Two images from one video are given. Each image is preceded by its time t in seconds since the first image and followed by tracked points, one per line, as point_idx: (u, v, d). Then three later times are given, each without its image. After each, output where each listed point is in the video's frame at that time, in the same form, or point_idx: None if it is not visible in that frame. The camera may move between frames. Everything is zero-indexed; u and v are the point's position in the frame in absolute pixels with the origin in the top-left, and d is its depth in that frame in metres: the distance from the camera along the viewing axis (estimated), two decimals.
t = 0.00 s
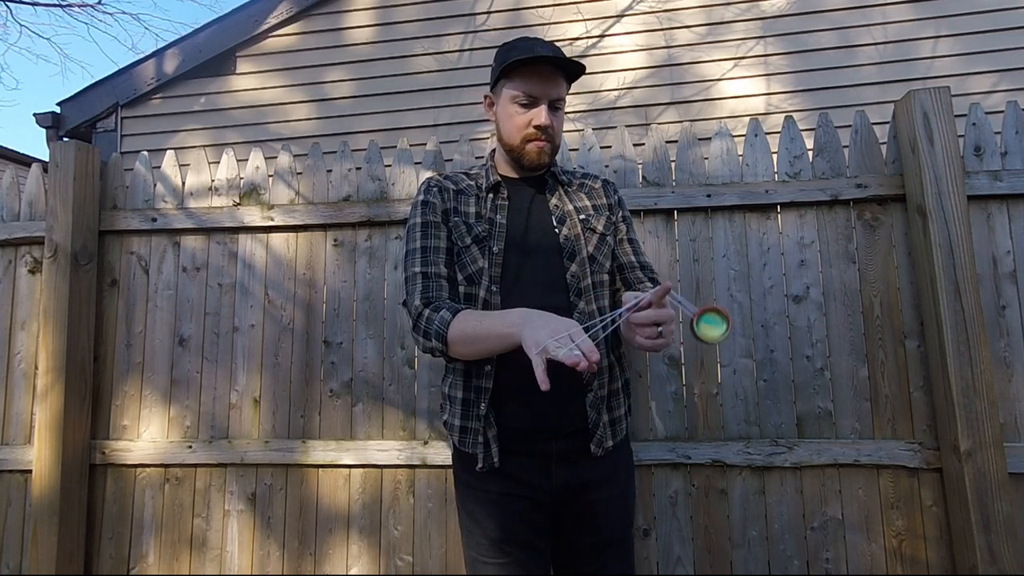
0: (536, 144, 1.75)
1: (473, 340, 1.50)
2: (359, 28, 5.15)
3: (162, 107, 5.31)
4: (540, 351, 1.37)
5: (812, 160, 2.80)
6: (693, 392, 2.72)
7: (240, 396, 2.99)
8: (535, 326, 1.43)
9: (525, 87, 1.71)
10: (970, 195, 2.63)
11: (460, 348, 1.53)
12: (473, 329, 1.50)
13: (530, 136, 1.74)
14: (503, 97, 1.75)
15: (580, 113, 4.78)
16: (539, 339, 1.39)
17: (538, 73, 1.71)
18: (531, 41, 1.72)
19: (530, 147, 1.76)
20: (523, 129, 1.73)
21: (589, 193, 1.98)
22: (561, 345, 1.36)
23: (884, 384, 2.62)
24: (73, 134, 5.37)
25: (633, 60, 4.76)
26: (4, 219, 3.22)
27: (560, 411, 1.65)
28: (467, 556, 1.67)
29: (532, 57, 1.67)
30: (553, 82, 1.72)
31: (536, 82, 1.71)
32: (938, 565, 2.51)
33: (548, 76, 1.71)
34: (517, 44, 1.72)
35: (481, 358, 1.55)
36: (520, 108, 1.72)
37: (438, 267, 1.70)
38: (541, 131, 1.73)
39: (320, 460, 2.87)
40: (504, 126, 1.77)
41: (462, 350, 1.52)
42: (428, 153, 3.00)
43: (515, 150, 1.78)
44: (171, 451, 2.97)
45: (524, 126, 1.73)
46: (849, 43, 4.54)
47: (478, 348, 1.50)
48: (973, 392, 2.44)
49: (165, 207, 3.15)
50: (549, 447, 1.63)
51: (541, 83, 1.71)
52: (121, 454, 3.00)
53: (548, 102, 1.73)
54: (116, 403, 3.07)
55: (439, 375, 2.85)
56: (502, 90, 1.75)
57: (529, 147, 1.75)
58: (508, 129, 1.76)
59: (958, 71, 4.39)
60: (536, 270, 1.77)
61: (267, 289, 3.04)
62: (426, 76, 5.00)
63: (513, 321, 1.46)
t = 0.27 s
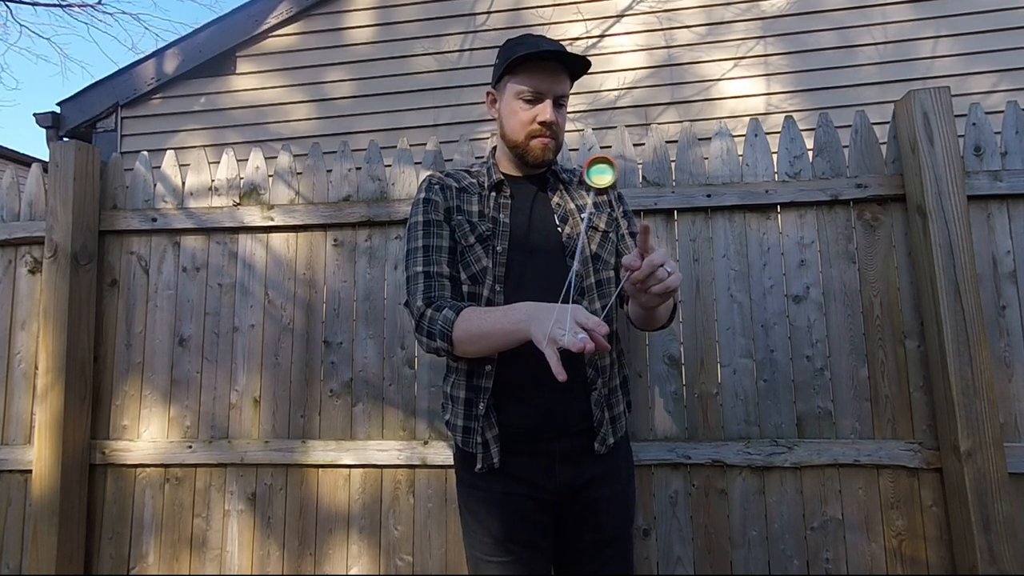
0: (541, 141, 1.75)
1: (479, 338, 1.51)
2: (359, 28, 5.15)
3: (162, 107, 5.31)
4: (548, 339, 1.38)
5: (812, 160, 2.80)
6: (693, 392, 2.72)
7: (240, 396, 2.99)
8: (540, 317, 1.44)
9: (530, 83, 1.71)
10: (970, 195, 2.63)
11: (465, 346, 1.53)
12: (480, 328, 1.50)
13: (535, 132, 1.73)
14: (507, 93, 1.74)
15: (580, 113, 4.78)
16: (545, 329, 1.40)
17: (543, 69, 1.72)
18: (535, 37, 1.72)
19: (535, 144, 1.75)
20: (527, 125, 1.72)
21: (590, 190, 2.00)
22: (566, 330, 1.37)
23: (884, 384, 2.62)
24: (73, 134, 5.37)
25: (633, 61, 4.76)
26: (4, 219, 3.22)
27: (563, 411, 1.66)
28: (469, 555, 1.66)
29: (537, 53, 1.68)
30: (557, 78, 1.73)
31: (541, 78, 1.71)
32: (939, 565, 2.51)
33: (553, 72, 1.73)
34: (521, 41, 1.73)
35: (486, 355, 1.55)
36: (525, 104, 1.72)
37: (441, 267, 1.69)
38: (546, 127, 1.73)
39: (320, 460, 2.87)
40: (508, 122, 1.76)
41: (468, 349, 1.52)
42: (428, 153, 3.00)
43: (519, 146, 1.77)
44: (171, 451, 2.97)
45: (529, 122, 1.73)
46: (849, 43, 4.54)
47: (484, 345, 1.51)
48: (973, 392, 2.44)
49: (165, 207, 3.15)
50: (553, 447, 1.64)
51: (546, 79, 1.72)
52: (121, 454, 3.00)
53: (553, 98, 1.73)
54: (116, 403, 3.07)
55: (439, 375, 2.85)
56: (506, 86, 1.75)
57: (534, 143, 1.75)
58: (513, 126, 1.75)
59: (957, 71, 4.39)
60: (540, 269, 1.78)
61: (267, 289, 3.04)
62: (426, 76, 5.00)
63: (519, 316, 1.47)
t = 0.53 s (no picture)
0: (542, 140, 1.75)
1: (488, 344, 1.50)
2: (359, 28, 5.15)
3: (162, 107, 5.31)
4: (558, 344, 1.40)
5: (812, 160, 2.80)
6: (693, 393, 2.72)
7: (240, 396, 2.99)
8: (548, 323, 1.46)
9: (531, 82, 1.71)
10: (970, 195, 2.63)
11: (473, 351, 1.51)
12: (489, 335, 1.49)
13: (536, 131, 1.74)
14: (508, 92, 1.74)
15: (580, 113, 4.78)
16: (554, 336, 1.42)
17: (544, 68, 1.71)
18: (536, 35, 1.72)
19: (536, 143, 1.76)
20: (528, 124, 1.72)
21: (590, 188, 2.01)
22: (576, 335, 1.39)
23: (884, 384, 2.62)
24: (73, 134, 5.37)
25: (633, 61, 4.76)
26: (4, 219, 3.22)
27: (567, 411, 1.66)
28: (471, 555, 1.66)
29: (538, 51, 1.67)
30: (558, 77, 1.73)
31: (542, 77, 1.71)
32: (939, 565, 2.51)
33: (554, 71, 1.72)
34: (522, 39, 1.72)
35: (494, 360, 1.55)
36: (526, 103, 1.72)
37: (445, 269, 1.69)
38: (547, 126, 1.73)
39: (320, 460, 2.87)
40: (509, 122, 1.76)
41: (477, 355, 1.51)
42: (428, 153, 3.00)
43: (521, 146, 1.77)
44: (171, 451, 2.97)
45: (530, 121, 1.73)
46: (849, 43, 4.54)
47: (494, 351, 1.50)
48: (973, 392, 2.44)
49: (165, 207, 3.15)
50: (556, 447, 1.64)
51: (547, 78, 1.71)
52: (121, 454, 3.00)
53: (554, 97, 1.73)
54: (116, 403, 3.07)
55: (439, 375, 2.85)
56: (507, 86, 1.75)
57: (535, 143, 1.75)
58: (513, 125, 1.75)
59: (957, 71, 4.39)
60: (544, 269, 1.78)
61: (267, 289, 3.04)
62: (426, 76, 5.00)
63: (525, 324, 1.47)
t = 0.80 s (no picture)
0: (543, 142, 1.75)
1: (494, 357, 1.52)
2: (359, 28, 5.15)
3: (162, 107, 5.31)
4: (566, 360, 1.43)
5: (812, 160, 2.80)
6: (693, 392, 2.73)
7: (240, 396, 2.99)
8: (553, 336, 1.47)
9: (532, 85, 1.71)
10: (970, 195, 2.63)
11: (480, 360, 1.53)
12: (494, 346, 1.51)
13: (538, 134, 1.74)
14: (509, 94, 1.74)
15: (580, 113, 4.78)
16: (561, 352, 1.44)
17: (546, 69, 1.71)
18: (537, 36, 1.71)
19: (537, 145, 1.76)
20: (530, 127, 1.73)
21: (591, 188, 2.01)
22: (582, 352, 1.41)
23: (884, 384, 2.62)
24: (73, 134, 5.37)
25: (633, 61, 4.76)
26: (4, 219, 3.22)
27: (571, 412, 1.66)
28: (473, 556, 1.66)
29: (539, 53, 1.67)
30: (560, 78, 1.73)
31: (543, 79, 1.71)
32: (938, 565, 2.52)
33: (555, 72, 1.72)
34: (522, 40, 1.72)
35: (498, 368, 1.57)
36: (528, 105, 1.72)
37: (447, 274, 1.69)
38: (548, 129, 1.74)
39: (320, 460, 2.87)
40: (511, 123, 1.76)
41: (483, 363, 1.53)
42: (428, 153, 3.00)
43: (522, 148, 1.78)
44: (171, 451, 2.97)
45: (531, 124, 1.74)
46: (849, 43, 4.54)
47: (499, 362, 1.52)
48: (973, 392, 2.44)
49: (165, 207, 3.15)
50: (559, 448, 1.64)
51: (548, 80, 1.71)
52: (121, 454, 3.00)
53: (555, 99, 1.73)
54: (116, 403, 3.07)
55: (439, 375, 2.85)
56: (508, 87, 1.75)
57: (537, 145, 1.76)
58: (515, 127, 1.76)
59: (957, 71, 4.39)
60: (547, 270, 1.79)
61: (267, 289, 3.04)
62: (427, 76, 5.00)
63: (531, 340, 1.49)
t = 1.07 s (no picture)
0: (544, 146, 1.76)
1: (502, 363, 1.51)
2: (359, 28, 5.15)
3: (162, 107, 5.31)
4: (595, 368, 1.43)
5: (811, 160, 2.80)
6: (693, 392, 2.73)
7: (240, 396, 2.99)
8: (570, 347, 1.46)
9: (533, 88, 1.71)
10: (970, 195, 2.63)
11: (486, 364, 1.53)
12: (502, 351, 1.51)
13: (539, 138, 1.75)
14: (510, 97, 1.74)
15: (580, 113, 4.78)
16: (579, 355, 1.44)
17: (547, 73, 1.71)
18: (538, 39, 1.71)
19: (538, 149, 1.76)
20: (531, 130, 1.73)
21: (592, 189, 2.01)
22: (606, 353, 1.42)
23: (884, 384, 2.62)
24: (73, 134, 5.37)
25: (633, 61, 4.77)
26: (4, 219, 3.22)
27: (573, 411, 1.66)
28: (475, 557, 1.66)
29: (540, 57, 1.67)
30: (561, 82, 1.73)
31: (544, 83, 1.71)
32: (939, 564, 2.52)
33: (557, 76, 1.72)
34: (524, 43, 1.72)
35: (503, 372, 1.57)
36: (528, 109, 1.73)
37: (450, 278, 1.69)
38: (549, 133, 1.74)
39: (320, 460, 2.87)
40: (511, 127, 1.76)
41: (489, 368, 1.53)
42: (428, 153, 3.00)
43: (523, 151, 1.78)
44: (171, 451, 2.97)
45: (532, 128, 1.74)
46: (849, 43, 4.54)
47: (506, 368, 1.52)
48: (973, 392, 2.44)
49: (165, 207, 3.15)
50: (561, 447, 1.64)
51: (550, 83, 1.71)
52: (121, 454, 3.00)
53: (556, 103, 1.73)
54: (116, 403, 3.07)
55: (439, 375, 2.85)
56: (508, 90, 1.75)
57: (537, 148, 1.76)
58: (515, 130, 1.76)
59: (957, 71, 4.39)
60: (549, 272, 1.78)
61: (267, 289, 3.04)
62: (427, 76, 5.00)
63: (540, 345, 1.49)
